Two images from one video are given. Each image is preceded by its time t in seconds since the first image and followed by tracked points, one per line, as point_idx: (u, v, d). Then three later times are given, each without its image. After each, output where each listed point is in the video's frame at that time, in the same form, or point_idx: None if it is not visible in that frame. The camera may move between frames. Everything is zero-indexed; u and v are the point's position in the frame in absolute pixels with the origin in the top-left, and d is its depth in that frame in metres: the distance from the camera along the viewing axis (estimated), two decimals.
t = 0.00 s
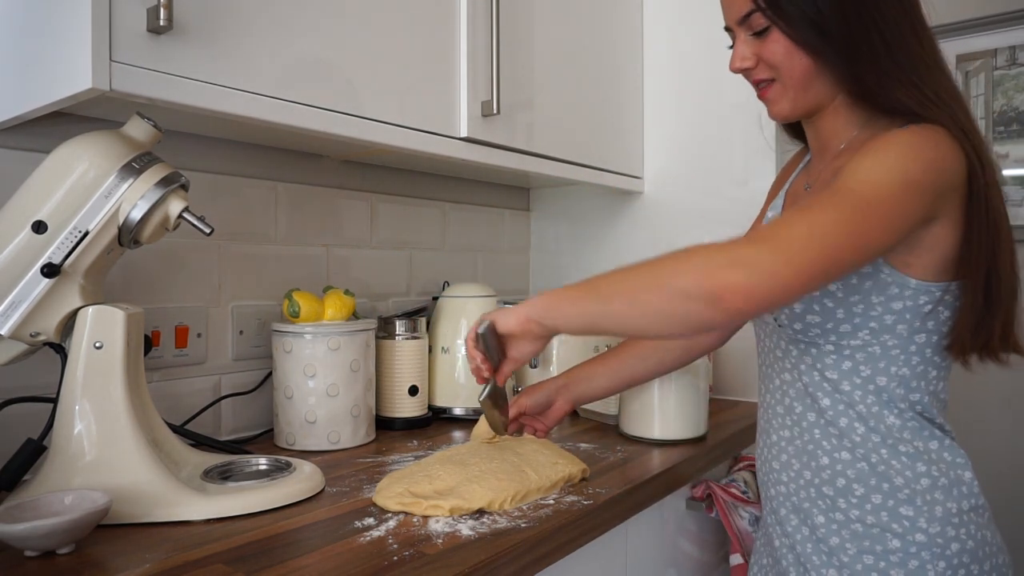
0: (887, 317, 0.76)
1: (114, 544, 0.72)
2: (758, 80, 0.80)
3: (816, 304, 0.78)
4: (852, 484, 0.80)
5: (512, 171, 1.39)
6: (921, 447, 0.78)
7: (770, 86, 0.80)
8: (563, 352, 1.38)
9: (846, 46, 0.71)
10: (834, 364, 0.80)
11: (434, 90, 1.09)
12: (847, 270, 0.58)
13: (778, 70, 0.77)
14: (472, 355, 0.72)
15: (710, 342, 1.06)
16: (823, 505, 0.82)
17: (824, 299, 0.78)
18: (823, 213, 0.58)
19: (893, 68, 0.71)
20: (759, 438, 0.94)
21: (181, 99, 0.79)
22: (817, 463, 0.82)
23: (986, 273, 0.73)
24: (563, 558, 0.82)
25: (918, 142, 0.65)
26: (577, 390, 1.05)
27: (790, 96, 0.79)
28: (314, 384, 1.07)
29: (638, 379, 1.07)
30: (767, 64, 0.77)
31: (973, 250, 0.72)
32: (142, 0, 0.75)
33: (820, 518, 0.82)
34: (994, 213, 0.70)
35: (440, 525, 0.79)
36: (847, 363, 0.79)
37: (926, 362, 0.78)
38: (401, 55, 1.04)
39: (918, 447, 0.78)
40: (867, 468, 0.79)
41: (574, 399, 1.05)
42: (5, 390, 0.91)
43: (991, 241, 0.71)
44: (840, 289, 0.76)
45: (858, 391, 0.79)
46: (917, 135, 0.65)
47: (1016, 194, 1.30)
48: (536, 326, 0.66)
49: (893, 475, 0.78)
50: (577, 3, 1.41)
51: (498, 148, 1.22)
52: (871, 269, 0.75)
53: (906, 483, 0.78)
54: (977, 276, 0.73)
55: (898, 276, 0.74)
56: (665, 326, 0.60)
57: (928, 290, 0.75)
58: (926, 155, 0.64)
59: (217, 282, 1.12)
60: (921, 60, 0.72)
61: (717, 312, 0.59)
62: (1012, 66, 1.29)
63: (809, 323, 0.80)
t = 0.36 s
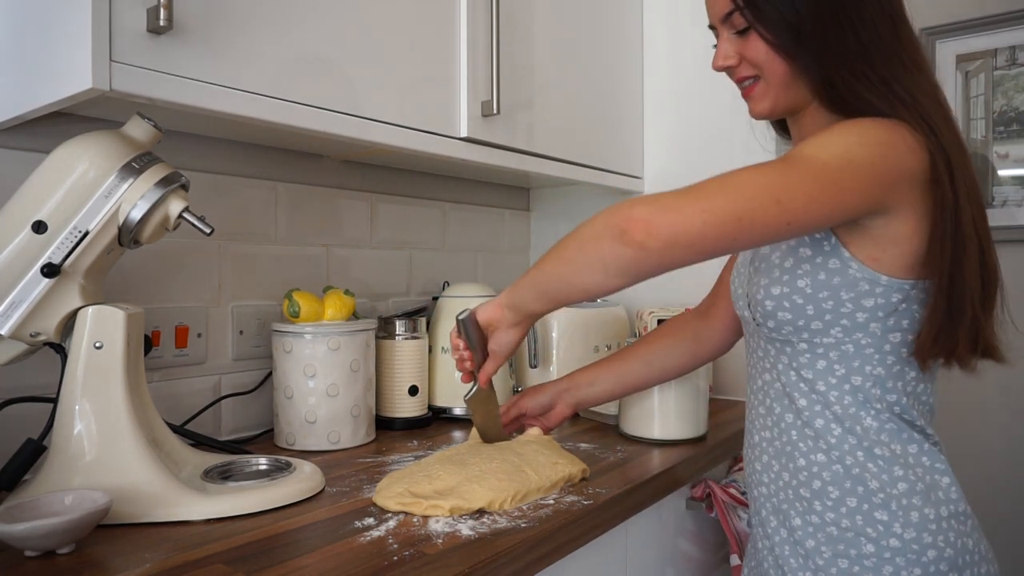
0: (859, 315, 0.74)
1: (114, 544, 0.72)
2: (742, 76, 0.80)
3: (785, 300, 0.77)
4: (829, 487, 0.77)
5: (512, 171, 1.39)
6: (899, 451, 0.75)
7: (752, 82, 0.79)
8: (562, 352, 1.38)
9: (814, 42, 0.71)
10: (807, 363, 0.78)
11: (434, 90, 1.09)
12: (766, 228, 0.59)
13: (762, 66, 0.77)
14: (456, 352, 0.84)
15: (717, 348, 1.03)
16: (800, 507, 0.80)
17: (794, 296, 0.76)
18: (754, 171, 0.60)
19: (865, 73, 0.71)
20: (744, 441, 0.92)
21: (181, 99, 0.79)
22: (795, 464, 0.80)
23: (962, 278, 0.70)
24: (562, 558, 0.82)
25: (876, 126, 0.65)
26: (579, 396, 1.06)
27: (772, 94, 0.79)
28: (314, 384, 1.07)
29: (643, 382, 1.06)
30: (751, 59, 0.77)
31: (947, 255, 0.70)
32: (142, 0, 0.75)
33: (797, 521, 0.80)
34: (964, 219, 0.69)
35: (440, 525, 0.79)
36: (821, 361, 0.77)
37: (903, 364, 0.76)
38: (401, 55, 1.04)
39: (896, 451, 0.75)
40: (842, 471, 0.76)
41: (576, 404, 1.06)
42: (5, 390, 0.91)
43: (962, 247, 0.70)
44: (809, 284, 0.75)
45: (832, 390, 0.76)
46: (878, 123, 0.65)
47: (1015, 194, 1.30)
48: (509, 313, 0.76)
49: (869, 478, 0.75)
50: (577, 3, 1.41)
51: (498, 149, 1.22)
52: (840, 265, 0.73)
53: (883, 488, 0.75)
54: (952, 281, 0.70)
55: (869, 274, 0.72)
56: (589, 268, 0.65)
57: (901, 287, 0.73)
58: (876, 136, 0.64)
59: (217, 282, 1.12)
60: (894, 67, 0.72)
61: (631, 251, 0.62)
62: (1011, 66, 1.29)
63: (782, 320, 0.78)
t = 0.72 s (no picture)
0: (850, 316, 0.74)
1: (114, 544, 0.72)
2: (769, 51, 0.79)
3: (776, 303, 0.77)
4: (821, 490, 0.77)
5: (512, 171, 1.39)
6: (892, 454, 0.75)
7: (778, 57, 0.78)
8: (562, 352, 1.38)
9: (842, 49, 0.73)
10: (799, 364, 0.78)
11: (434, 90, 1.09)
12: (762, 246, 0.59)
13: (796, 41, 0.76)
14: (443, 345, 0.81)
15: (718, 361, 1.04)
16: (793, 511, 0.80)
17: (785, 297, 0.76)
18: (748, 186, 0.59)
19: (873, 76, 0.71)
20: (738, 442, 0.92)
21: (181, 99, 0.79)
22: (787, 467, 0.80)
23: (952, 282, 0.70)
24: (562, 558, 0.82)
25: (867, 129, 0.64)
26: (586, 397, 1.06)
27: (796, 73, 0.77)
28: (314, 383, 1.07)
29: (645, 390, 1.06)
30: (786, 31, 0.76)
31: (930, 263, 0.69)
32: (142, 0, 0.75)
33: (790, 524, 0.80)
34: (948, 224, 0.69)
35: (440, 525, 0.79)
36: (813, 363, 0.77)
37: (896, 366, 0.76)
38: (401, 55, 1.04)
39: (888, 454, 0.75)
40: (835, 475, 0.76)
41: (581, 406, 1.07)
42: (4, 391, 0.91)
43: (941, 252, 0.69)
44: (800, 285, 0.75)
45: (824, 393, 0.76)
46: (869, 125, 0.65)
47: (1015, 194, 1.29)
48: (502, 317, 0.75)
49: (862, 481, 0.75)
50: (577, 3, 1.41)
51: (498, 149, 1.22)
52: (830, 266, 0.73)
53: (875, 491, 0.75)
54: (938, 289, 0.70)
55: (861, 277, 0.72)
56: (588, 287, 0.65)
57: (892, 288, 0.73)
58: (867, 140, 0.63)
59: (217, 281, 1.12)
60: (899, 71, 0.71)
61: (631, 274, 0.62)
62: (1011, 66, 1.29)
63: (773, 322, 0.78)
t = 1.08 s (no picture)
0: (855, 317, 0.74)
1: (114, 544, 0.72)
2: (770, 53, 0.78)
3: (780, 305, 0.77)
4: (825, 491, 0.77)
5: (512, 171, 1.39)
6: (898, 455, 0.75)
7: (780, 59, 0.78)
8: (562, 351, 1.38)
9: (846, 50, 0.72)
10: (803, 365, 0.78)
11: (434, 90, 1.09)
12: (780, 250, 0.59)
13: (798, 43, 0.76)
14: (453, 316, 0.75)
15: (716, 356, 1.04)
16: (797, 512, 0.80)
17: (789, 299, 0.76)
18: (767, 189, 0.58)
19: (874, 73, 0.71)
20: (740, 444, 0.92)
21: (181, 99, 0.79)
22: (791, 468, 0.80)
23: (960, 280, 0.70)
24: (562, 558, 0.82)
25: (880, 128, 0.64)
26: (582, 392, 1.05)
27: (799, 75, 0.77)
28: (314, 383, 1.07)
29: (642, 387, 1.06)
30: (789, 33, 0.76)
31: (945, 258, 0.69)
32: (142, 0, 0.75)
33: (794, 525, 0.80)
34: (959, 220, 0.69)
35: (440, 525, 0.79)
36: (817, 364, 0.77)
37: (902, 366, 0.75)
38: (401, 55, 1.04)
39: (894, 456, 0.75)
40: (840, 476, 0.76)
41: (577, 403, 1.06)
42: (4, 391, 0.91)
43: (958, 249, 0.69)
44: (804, 287, 0.75)
45: (829, 394, 0.76)
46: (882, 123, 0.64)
47: (1015, 194, 1.29)
48: (510, 287, 0.72)
49: (867, 482, 0.75)
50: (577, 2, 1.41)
51: (499, 149, 1.22)
52: (835, 267, 0.73)
53: (880, 492, 0.75)
54: (950, 286, 0.70)
55: (868, 277, 0.72)
56: (602, 285, 0.64)
57: (898, 288, 0.72)
58: (880, 139, 0.63)
59: (217, 281, 1.12)
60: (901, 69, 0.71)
61: (648, 276, 0.62)
62: (1011, 66, 1.28)
63: (777, 324, 0.78)
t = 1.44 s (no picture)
0: (851, 319, 0.73)
1: (114, 543, 0.72)
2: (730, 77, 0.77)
3: (773, 304, 0.77)
4: (823, 503, 0.77)
5: (512, 171, 1.39)
6: (902, 470, 0.74)
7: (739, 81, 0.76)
8: (562, 351, 1.38)
9: (801, 56, 0.68)
10: (800, 369, 0.78)
11: (434, 90, 1.09)
12: (765, 229, 0.55)
13: (745, 64, 0.74)
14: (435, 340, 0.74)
15: (723, 361, 1.03)
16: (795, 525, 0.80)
17: (781, 300, 0.76)
18: (762, 167, 0.55)
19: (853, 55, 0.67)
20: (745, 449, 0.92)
21: (181, 99, 0.79)
22: (791, 478, 0.80)
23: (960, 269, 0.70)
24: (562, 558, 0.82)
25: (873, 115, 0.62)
26: (586, 398, 1.05)
27: (762, 90, 0.75)
28: (314, 383, 1.07)
29: (646, 391, 1.06)
30: (734, 59, 0.74)
31: (944, 247, 0.69)
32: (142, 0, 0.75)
33: (791, 538, 0.81)
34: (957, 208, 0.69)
35: (440, 525, 0.79)
36: (814, 368, 0.76)
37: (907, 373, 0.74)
38: (401, 56, 1.04)
39: (896, 469, 0.74)
40: (839, 489, 0.76)
41: (580, 407, 1.05)
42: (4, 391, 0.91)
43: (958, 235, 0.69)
44: (796, 287, 0.75)
45: (828, 400, 0.76)
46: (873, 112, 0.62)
47: (1015, 194, 1.30)
48: (482, 300, 0.67)
49: (867, 495, 0.75)
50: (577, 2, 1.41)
51: (499, 149, 1.22)
52: (829, 267, 0.73)
53: (880, 507, 0.74)
54: (950, 274, 0.70)
55: (863, 273, 0.71)
56: (581, 264, 0.58)
57: (896, 287, 0.71)
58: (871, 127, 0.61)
59: (217, 281, 1.12)
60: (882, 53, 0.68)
61: (632, 252, 0.56)
62: (1011, 66, 1.28)
63: (771, 326, 0.78)
